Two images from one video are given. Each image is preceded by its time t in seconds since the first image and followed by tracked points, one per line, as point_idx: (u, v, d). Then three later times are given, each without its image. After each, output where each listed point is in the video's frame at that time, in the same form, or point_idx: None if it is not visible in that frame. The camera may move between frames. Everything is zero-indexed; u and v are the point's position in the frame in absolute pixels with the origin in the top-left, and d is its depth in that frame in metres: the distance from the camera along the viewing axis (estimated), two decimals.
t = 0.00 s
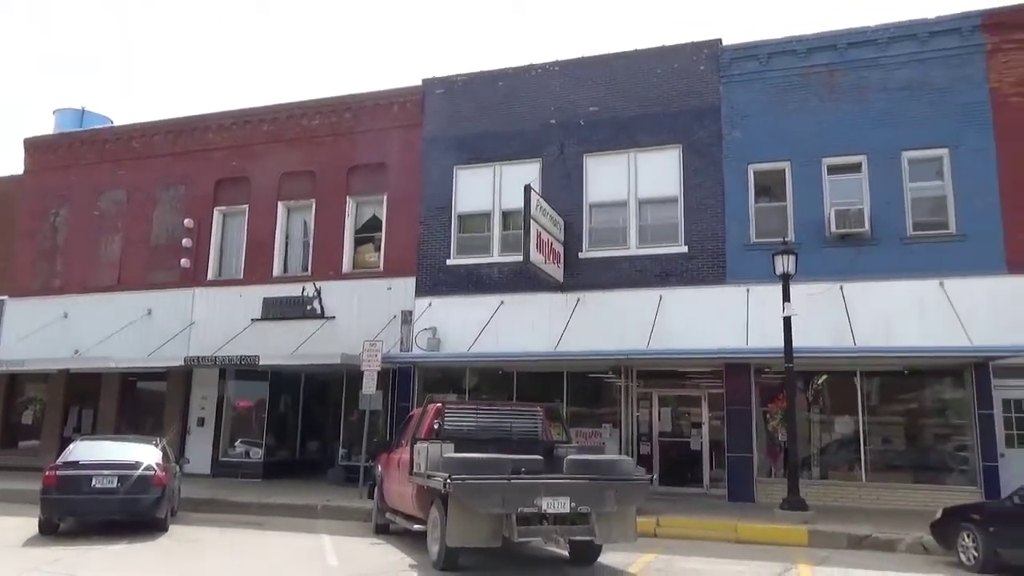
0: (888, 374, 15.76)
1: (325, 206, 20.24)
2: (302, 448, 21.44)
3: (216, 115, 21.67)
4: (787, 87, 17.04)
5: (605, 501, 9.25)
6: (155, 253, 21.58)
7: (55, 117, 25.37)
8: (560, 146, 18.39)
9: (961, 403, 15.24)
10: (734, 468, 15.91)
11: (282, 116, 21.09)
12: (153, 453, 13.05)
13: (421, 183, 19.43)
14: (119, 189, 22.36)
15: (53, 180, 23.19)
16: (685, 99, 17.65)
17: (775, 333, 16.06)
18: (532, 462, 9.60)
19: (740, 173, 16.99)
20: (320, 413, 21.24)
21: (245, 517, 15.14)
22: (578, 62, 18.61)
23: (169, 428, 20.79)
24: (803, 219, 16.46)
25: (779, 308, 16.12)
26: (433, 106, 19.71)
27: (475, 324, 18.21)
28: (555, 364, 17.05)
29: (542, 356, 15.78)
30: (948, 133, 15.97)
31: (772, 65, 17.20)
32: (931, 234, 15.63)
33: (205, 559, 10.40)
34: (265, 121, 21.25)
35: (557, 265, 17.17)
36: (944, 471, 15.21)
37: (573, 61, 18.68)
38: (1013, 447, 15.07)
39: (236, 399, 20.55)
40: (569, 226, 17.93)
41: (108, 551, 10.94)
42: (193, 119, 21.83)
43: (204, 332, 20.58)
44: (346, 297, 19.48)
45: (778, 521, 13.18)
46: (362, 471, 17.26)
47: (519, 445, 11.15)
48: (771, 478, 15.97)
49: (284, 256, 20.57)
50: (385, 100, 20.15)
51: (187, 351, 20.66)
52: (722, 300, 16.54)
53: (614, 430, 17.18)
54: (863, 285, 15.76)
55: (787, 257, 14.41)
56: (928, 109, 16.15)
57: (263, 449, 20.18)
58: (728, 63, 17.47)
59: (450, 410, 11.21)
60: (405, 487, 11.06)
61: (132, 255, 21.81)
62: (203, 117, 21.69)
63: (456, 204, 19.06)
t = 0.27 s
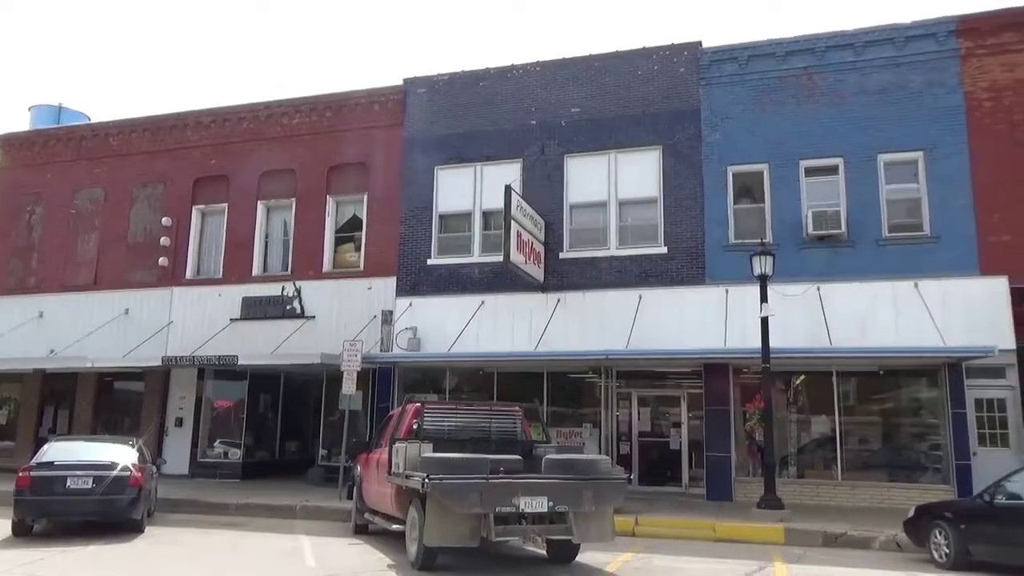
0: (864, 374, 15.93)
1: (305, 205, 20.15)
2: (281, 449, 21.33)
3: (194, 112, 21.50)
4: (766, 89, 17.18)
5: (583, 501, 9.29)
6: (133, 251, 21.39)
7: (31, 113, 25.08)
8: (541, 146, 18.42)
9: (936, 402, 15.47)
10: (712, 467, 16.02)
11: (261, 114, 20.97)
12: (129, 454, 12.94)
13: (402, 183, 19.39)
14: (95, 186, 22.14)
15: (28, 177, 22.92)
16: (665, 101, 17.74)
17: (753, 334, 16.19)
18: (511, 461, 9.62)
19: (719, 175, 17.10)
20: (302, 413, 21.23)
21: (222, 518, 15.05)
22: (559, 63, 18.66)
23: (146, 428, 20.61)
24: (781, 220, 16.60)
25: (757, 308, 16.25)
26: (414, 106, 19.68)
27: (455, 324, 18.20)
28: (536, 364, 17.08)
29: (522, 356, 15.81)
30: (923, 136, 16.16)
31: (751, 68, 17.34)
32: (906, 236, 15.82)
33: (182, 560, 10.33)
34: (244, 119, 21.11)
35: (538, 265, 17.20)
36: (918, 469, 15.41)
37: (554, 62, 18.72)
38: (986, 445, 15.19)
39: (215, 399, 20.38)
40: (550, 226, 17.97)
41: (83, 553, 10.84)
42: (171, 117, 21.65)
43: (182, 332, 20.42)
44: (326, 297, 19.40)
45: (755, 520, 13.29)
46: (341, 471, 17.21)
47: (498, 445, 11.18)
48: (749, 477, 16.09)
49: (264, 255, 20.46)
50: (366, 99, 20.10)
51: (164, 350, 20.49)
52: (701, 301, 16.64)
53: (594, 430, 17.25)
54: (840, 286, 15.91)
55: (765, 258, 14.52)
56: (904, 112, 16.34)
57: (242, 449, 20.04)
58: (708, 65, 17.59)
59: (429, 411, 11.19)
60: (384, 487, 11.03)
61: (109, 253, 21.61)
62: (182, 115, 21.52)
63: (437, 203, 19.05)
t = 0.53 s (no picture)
0: (851, 374, 16.02)
1: (294, 204, 20.10)
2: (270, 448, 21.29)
3: (183, 110, 21.41)
4: (755, 90, 17.25)
5: (571, 500, 9.30)
6: (121, 249, 21.29)
7: (18, 110, 24.93)
8: (532, 146, 18.44)
9: (923, 402, 15.54)
10: (701, 466, 16.08)
11: (251, 112, 20.91)
12: (116, 453, 12.88)
13: (392, 181, 19.38)
14: (83, 184, 22.03)
15: (15, 175, 22.79)
16: (655, 101, 17.78)
17: (742, 333, 16.26)
18: (499, 460, 9.62)
19: (709, 175, 17.16)
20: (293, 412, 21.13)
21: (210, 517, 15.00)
22: (550, 62, 18.68)
23: (134, 427, 20.52)
24: (769, 220, 16.67)
25: (745, 308, 16.32)
26: (404, 105, 19.67)
27: (445, 323, 18.20)
28: (526, 363, 17.10)
29: (512, 355, 15.82)
30: (911, 137, 16.26)
31: (740, 69, 17.40)
32: (894, 237, 15.92)
33: (169, 559, 10.30)
34: (234, 116, 21.04)
35: (528, 264, 17.22)
36: (904, 469, 15.52)
37: (545, 62, 18.74)
38: (971, 445, 15.33)
39: (203, 397, 20.32)
40: (540, 226, 17.99)
41: (69, 553, 10.79)
42: (160, 115, 21.56)
43: (170, 330, 20.34)
44: (316, 295, 19.36)
45: (743, 518, 13.35)
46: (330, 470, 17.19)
47: (487, 444, 11.19)
48: (738, 476, 16.17)
49: (253, 254, 20.40)
50: (356, 98, 20.06)
51: (153, 349, 20.40)
52: (691, 300, 16.70)
53: (583, 429, 17.28)
54: (827, 286, 15.99)
55: (754, 259, 14.57)
56: (892, 113, 16.44)
57: (231, 448, 20.00)
58: (697, 66, 17.65)
59: (418, 410, 11.16)
60: (373, 486, 11.02)
61: (97, 252, 21.51)
62: (171, 113, 21.42)
63: (427, 203, 19.04)
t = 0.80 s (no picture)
0: (851, 372, 16.02)
1: (294, 202, 20.08)
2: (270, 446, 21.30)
3: (182, 108, 21.39)
4: (755, 88, 17.24)
5: (570, 498, 9.31)
6: (120, 247, 21.28)
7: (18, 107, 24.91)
8: (532, 144, 18.43)
9: (923, 401, 15.55)
10: (701, 465, 16.08)
11: (250, 110, 20.89)
12: (115, 451, 12.88)
13: (392, 179, 19.37)
14: (83, 182, 22.02)
15: (14, 173, 22.78)
16: (655, 99, 17.77)
17: (742, 332, 16.26)
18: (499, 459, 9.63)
19: (708, 173, 17.16)
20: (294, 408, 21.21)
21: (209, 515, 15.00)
22: (550, 61, 18.67)
23: (134, 425, 20.52)
24: (769, 219, 16.67)
25: (745, 307, 16.32)
26: (404, 102, 19.66)
27: (445, 321, 18.19)
28: (525, 362, 17.10)
29: (512, 353, 15.82)
30: (911, 136, 16.26)
31: (740, 67, 17.39)
32: (894, 235, 15.92)
33: (169, 558, 10.30)
34: (233, 114, 21.03)
35: (527, 262, 17.21)
36: (903, 467, 15.53)
37: (544, 60, 18.72)
38: (970, 443, 15.31)
39: (203, 396, 20.31)
40: (540, 224, 17.99)
41: (69, 551, 10.79)
42: (159, 113, 21.54)
43: (169, 328, 20.34)
44: (315, 294, 19.35)
45: (742, 516, 13.35)
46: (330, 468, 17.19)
47: (486, 443, 11.19)
48: (737, 474, 16.18)
49: (252, 252, 20.40)
50: (356, 96, 20.05)
51: (152, 347, 20.39)
52: (691, 298, 16.69)
53: (583, 427, 17.28)
54: (827, 284, 15.99)
55: (754, 257, 14.56)
56: (891, 111, 16.44)
57: (231, 446, 19.98)
58: (697, 64, 17.64)
59: (418, 409, 11.18)
60: (373, 485, 11.02)
61: (96, 250, 21.50)
62: (170, 111, 21.40)
63: (427, 201, 19.03)
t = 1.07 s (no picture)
0: (849, 373, 16.03)
1: (291, 203, 20.06)
2: (267, 447, 21.28)
3: (179, 108, 21.36)
4: (753, 89, 17.25)
5: (569, 499, 9.32)
6: (117, 248, 21.24)
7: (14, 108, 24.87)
8: (529, 145, 18.42)
9: (921, 401, 15.56)
10: (699, 465, 16.08)
11: (247, 111, 20.87)
12: (112, 452, 12.85)
13: (389, 180, 19.36)
14: (79, 182, 21.99)
15: (11, 173, 22.74)
16: (653, 100, 17.78)
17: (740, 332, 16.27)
18: (497, 460, 9.61)
19: (706, 174, 17.17)
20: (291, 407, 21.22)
21: (206, 517, 14.96)
22: (547, 61, 18.67)
23: (130, 426, 20.48)
24: (767, 219, 16.67)
25: (743, 307, 16.32)
26: (401, 103, 19.65)
27: (443, 322, 18.18)
28: (523, 362, 17.10)
29: (510, 354, 15.80)
30: (908, 136, 16.28)
31: (738, 68, 17.41)
32: (891, 236, 15.93)
33: (166, 559, 10.27)
34: (230, 115, 21.00)
35: (525, 263, 17.20)
36: (901, 467, 15.55)
37: (542, 61, 18.73)
38: (968, 443, 15.35)
39: (200, 397, 20.28)
40: (538, 224, 17.98)
41: (65, 553, 10.75)
42: (156, 113, 21.51)
43: (166, 329, 20.30)
44: (313, 294, 19.33)
45: (741, 517, 13.35)
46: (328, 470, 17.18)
47: (484, 444, 11.19)
48: (735, 475, 16.19)
49: (249, 253, 20.37)
50: (353, 96, 20.03)
51: (149, 348, 20.35)
52: (689, 299, 16.70)
53: (581, 428, 17.28)
54: (825, 285, 16.00)
55: (752, 258, 14.55)
56: (889, 112, 16.45)
57: (227, 448, 19.97)
58: (695, 65, 17.65)
59: (415, 410, 11.13)
60: (370, 486, 10.99)
61: (92, 250, 21.46)
62: (167, 111, 21.37)
63: (425, 202, 19.02)
